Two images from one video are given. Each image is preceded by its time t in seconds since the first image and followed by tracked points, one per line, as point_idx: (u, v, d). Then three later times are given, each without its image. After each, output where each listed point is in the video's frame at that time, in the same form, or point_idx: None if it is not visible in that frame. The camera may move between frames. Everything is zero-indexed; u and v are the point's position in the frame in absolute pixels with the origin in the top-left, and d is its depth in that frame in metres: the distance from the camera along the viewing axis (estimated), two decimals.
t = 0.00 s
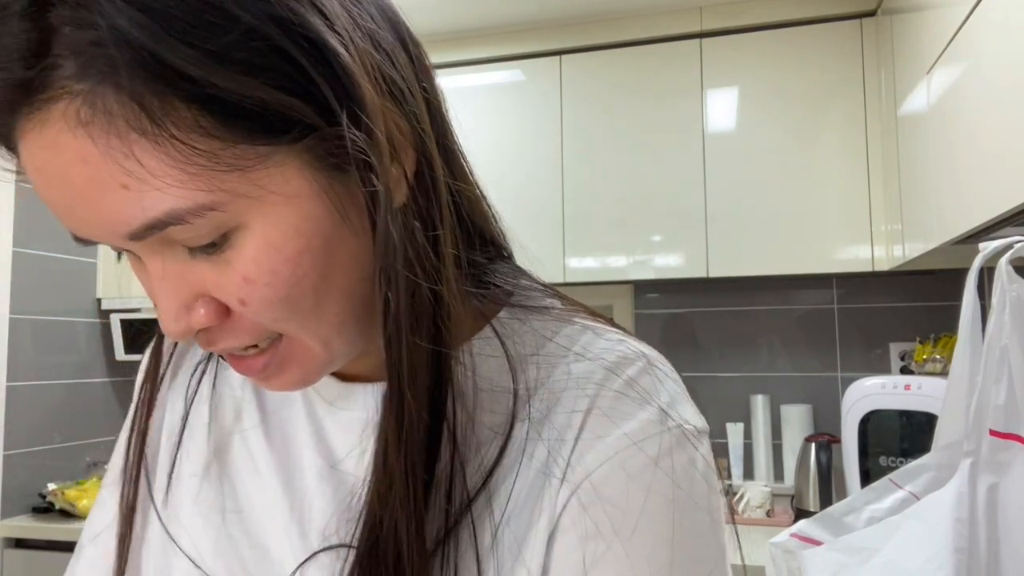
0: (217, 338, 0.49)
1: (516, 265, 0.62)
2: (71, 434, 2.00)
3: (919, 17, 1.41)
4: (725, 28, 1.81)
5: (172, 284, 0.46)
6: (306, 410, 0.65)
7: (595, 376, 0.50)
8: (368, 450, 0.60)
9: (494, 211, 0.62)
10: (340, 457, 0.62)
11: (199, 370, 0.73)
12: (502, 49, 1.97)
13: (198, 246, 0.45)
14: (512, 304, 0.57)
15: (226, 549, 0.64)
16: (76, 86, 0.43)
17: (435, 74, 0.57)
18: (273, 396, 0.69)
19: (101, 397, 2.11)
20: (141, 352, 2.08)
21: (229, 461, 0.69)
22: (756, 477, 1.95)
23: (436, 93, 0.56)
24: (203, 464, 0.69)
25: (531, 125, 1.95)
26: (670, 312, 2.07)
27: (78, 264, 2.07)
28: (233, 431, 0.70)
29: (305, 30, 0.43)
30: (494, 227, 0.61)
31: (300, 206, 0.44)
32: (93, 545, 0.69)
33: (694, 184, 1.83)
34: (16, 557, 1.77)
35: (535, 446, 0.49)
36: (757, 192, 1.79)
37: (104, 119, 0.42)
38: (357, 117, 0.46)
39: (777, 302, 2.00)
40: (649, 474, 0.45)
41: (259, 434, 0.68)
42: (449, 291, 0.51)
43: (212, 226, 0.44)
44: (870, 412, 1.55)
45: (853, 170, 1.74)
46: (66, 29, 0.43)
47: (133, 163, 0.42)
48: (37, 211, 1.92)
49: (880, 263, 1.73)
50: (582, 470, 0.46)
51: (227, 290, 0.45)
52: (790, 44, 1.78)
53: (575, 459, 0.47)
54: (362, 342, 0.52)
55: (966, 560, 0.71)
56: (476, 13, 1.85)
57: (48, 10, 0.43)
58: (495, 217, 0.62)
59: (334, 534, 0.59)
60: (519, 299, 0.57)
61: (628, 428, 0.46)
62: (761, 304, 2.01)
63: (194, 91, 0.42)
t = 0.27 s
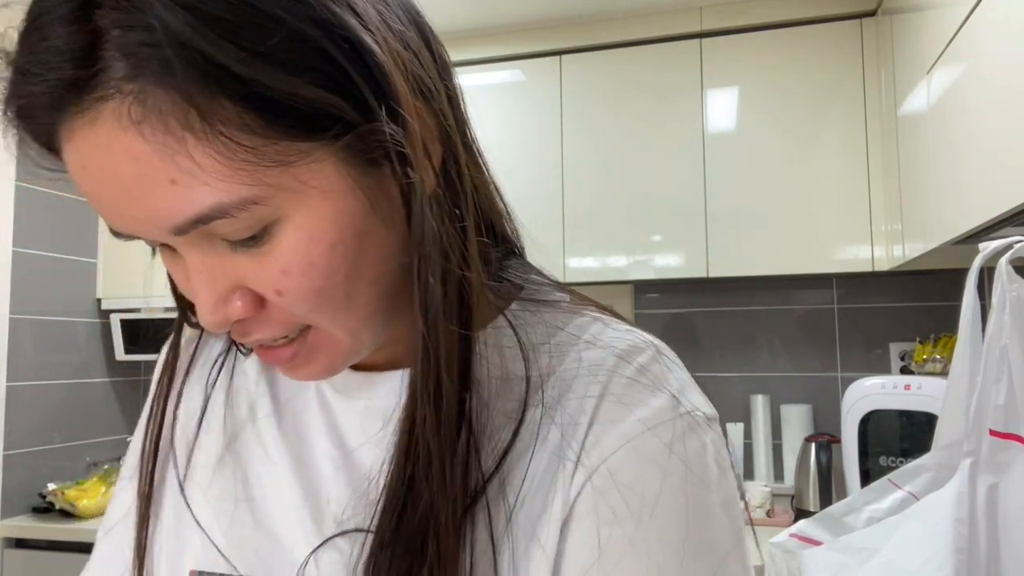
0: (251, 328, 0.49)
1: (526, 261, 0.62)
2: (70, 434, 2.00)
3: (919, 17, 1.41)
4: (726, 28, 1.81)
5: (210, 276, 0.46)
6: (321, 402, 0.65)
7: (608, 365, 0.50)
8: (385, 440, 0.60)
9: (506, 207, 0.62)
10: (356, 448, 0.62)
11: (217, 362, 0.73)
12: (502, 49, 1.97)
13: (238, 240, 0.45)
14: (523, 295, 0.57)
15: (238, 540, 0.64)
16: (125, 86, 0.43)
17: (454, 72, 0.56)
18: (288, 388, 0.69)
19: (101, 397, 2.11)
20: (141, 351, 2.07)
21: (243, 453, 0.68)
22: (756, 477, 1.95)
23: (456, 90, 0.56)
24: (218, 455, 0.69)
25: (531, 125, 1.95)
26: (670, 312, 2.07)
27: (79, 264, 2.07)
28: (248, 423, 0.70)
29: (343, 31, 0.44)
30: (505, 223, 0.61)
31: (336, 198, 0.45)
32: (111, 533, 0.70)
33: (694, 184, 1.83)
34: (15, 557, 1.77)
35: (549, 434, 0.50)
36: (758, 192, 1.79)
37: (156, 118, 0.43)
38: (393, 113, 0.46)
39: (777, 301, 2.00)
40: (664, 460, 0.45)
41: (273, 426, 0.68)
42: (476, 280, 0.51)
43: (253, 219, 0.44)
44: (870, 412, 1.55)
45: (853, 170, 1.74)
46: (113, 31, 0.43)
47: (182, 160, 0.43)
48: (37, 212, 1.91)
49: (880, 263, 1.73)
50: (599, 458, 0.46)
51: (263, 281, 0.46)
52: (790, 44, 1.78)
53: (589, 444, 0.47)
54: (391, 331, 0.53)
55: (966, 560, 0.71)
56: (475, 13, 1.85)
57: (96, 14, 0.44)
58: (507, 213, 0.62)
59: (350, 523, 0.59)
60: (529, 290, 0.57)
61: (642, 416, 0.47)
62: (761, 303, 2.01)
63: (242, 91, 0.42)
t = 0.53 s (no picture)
0: (267, 328, 0.51)
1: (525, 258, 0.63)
2: (71, 434, 2.00)
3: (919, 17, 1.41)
4: (725, 28, 1.81)
5: (229, 276, 0.48)
6: (325, 398, 0.66)
7: (621, 353, 0.53)
8: (393, 434, 0.61)
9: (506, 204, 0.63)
10: (364, 442, 0.62)
11: (217, 361, 0.74)
12: (502, 49, 1.97)
13: (259, 241, 0.47)
14: (526, 288, 0.58)
15: (244, 533, 0.64)
16: (151, 90, 0.45)
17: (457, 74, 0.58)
18: (293, 383, 0.70)
19: (101, 397, 2.11)
20: (141, 352, 2.08)
21: (248, 448, 0.69)
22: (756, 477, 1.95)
23: (461, 92, 0.58)
24: (219, 451, 0.69)
25: (531, 125, 1.95)
26: (670, 312, 2.07)
27: (79, 264, 2.07)
28: (251, 418, 0.70)
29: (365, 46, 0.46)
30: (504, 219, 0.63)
31: (356, 201, 0.47)
32: (108, 533, 0.69)
33: (694, 184, 1.83)
34: (16, 557, 1.77)
35: (567, 419, 0.52)
36: (758, 192, 1.80)
37: (182, 122, 0.44)
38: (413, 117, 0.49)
39: (777, 301, 2.00)
40: (690, 446, 0.48)
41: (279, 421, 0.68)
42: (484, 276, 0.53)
43: (276, 221, 0.46)
44: (870, 412, 1.55)
45: (852, 170, 1.74)
46: (139, 38, 0.45)
47: (207, 164, 0.44)
48: (36, 212, 1.91)
49: (880, 263, 1.73)
50: (624, 443, 0.49)
51: (283, 282, 0.47)
52: (790, 45, 1.78)
53: (614, 430, 0.50)
54: (398, 327, 0.55)
55: (966, 560, 0.71)
56: (476, 13, 1.85)
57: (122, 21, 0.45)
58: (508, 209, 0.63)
59: (361, 516, 0.59)
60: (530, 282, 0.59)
61: (664, 402, 0.50)
62: (761, 303, 2.01)
63: (269, 97, 0.45)
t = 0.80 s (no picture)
0: (328, 310, 0.52)
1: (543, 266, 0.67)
2: (71, 434, 2.00)
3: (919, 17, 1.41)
4: (725, 27, 1.81)
5: (306, 255, 0.50)
6: (347, 383, 0.67)
7: (635, 349, 0.53)
8: (420, 422, 0.61)
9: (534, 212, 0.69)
10: (383, 425, 0.64)
11: (241, 346, 0.73)
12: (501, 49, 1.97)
13: (338, 221, 0.49)
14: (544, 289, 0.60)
15: (259, 513, 0.63)
16: (261, 67, 0.47)
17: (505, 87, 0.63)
18: (315, 368, 0.71)
19: (101, 397, 2.11)
20: (140, 351, 2.07)
21: (265, 432, 0.68)
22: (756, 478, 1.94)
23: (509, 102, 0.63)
24: (233, 433, 0.68)
25: (530, 124, 1.95)
26: (670, 312, 2.07)
27: (79, 264, 2.07)
28: (269, 402, 0.70)
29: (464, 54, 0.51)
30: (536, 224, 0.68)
31: (432, 187, 0.50)
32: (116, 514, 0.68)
33: (694, 184, 1.83)
34: (15, 557, 1.77)
35: (580, 413, 0.52)
36: (758, 192, 1.80)
37: (290, 99, 0.47)
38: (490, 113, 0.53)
39: (777, 301, 2.00)
40: (703, 446, 0.48)
41: (298, 405, 0.68)
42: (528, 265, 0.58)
43: (362, 202, 0.48)
44: (870, 412, 1.55)
45: (852, 170, 1.74)
46: (258, 24, 0.48)
47: (312, 140, 0.46)
48: (36, 212, 1.91)
49: (880, 263, 1.73)
50: (636, 438, 0.49)
51: (358, 262, 0.49)
52: (790, 45, 1.78)
53: (626, 423, 0.50)
54: (449, 311, 0.58)
55: (966, 559, 0.71)
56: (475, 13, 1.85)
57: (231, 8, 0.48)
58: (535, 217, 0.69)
59: (375, 492, 0.60)
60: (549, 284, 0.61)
61: (678, 398, 0.50)
62: (761, 303, 2.01)
63: (378, 80, 0.48)
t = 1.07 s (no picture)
0: (405, 295, 0.53)
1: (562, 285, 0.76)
2: (71, 434, 2.00)
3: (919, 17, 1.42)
4: (725, 28, 1.81)
5: (404, 235, 0.52)
6: (383, 390, 0.69)
7: (674, 374, 0.63)
8: (473, 423, 0.65)
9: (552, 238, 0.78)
10: (421, 427, 0.66)
11: (261, 348, 0.73)
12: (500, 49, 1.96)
13: (439, 206, 0.52)
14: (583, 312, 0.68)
15: (297, 514, 0.63)
16: (398, 50, 0.52)
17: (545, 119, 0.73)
18: (343, 374, 0.71)
19: (101, 397, 2.11)
20: (140, 352, 2.07)
21: (294, 434, 0.68)
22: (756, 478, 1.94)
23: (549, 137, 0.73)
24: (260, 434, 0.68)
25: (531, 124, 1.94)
26: (670, 312, 2.07)
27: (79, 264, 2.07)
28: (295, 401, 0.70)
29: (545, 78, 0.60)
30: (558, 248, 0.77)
31: (518, 185, 0.55)
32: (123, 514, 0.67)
33: (694, 184, 1.83)
34: (15, 557, 1.77)
35: (632, 429, 0.60)
36: (757, 192, 1.80)
37: (429, 82, 0.51)
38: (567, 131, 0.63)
39: (777, 301, 2.00)
40: (741, 465, 0.58)
41: (331, 409, 0.68)
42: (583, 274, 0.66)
43: (467, 188, 0.52)
44: (870, 412, 1.55)
45: (852, 170, 1.74)
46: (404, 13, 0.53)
47: (445, 121, 0.51)
48: (37, 212, 1.92)
49: (880, 263, 1.73)
50: (685, 453, 0.59)
51: (450, 246, 0.53)
52: (790, 46, 1.78)
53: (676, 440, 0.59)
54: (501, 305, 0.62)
55: (966, 559, 0.71)
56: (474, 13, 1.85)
57: None
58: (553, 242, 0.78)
59: (429, 490, 0.63)
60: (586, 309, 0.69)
61: (717, 421, 0.60)
62: (762, 303, 2.01)
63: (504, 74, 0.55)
